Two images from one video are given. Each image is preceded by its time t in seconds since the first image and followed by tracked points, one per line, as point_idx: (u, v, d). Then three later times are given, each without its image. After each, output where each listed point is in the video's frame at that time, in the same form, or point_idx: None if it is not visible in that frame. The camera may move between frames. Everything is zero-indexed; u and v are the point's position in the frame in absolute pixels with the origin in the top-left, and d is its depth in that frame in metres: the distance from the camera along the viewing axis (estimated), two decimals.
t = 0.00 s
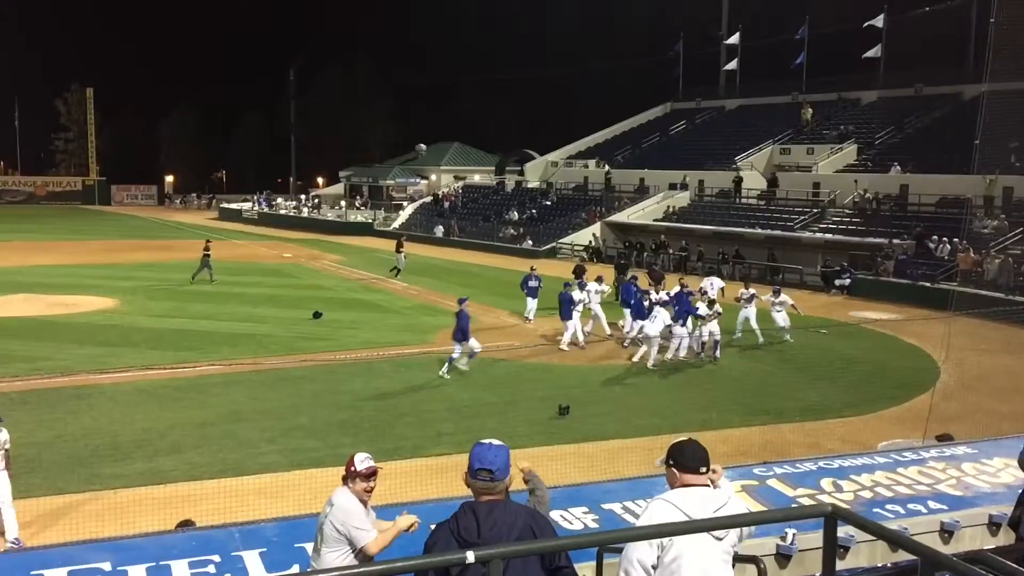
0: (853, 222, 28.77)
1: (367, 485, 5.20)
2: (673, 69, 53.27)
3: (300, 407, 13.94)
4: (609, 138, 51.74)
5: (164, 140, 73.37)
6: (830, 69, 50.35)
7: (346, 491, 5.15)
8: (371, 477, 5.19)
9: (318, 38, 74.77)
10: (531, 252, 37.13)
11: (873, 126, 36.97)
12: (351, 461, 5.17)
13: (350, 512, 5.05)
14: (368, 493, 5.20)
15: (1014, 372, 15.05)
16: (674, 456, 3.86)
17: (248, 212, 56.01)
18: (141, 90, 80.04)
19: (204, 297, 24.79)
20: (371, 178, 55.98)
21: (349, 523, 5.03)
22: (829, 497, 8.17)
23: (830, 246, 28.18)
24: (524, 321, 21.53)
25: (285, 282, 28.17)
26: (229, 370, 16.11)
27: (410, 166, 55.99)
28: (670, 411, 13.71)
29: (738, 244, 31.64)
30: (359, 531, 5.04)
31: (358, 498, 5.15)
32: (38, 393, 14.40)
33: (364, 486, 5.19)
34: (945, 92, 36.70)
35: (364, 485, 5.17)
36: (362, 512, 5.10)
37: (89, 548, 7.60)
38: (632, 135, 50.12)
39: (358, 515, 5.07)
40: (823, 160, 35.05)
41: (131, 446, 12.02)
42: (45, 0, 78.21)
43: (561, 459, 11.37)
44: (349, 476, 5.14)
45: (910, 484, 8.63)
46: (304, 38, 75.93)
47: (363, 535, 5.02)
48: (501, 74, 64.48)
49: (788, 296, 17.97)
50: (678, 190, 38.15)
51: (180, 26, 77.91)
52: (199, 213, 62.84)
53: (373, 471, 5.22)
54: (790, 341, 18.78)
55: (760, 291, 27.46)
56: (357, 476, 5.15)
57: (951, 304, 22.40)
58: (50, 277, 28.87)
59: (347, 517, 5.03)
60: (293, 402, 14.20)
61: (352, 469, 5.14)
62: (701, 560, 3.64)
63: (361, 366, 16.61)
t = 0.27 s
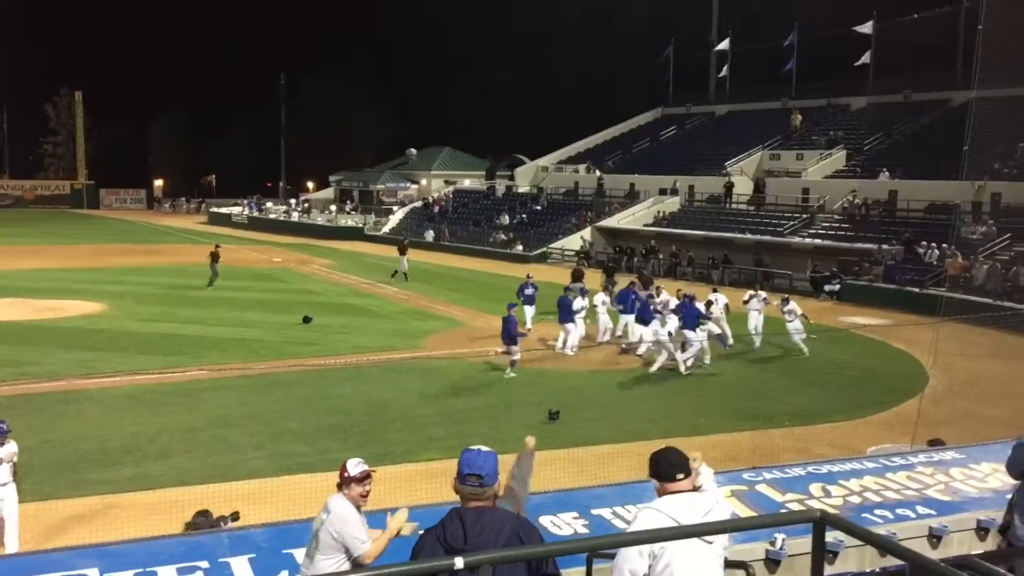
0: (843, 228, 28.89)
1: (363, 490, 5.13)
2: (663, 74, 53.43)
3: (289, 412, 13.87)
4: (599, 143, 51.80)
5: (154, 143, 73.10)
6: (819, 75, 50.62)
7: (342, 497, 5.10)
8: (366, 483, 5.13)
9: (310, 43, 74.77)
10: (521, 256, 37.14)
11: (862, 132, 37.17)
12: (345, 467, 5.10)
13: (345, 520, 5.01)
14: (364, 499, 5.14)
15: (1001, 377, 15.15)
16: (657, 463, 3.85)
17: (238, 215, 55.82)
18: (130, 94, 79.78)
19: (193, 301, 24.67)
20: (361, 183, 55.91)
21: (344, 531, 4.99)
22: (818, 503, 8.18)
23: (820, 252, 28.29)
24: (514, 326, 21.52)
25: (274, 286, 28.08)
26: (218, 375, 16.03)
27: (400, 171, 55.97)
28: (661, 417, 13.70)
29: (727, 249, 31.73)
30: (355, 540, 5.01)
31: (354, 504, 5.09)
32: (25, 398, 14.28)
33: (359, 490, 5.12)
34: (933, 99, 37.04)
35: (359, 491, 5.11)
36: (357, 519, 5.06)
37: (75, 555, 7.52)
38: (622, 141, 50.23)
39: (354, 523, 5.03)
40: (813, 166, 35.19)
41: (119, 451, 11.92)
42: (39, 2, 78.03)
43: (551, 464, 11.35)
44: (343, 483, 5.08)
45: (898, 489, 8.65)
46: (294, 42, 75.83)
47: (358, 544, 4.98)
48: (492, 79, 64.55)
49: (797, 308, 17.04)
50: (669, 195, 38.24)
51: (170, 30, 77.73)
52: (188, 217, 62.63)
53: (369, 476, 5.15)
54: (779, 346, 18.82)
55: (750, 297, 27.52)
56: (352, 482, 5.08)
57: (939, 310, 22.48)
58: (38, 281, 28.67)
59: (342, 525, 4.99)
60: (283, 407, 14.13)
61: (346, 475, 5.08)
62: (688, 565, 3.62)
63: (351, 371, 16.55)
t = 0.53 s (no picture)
0: (829, 234, 29.05)
1: (345, 492, 5.10)
2: (651, 80, 53.62)
3: (275, 417, 13.79)
4: (587, 148, 51.91)
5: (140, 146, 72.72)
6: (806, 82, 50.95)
7: (324, 501, 5.07)
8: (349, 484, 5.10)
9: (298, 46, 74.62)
10: (509, 261, 37.11)
11: (848, 138, 37.43)
12: (328, 471, 5.08)
13: (326, 522, 4.96)
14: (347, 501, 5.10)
15: (986, 383, 15.24)
16: (641, 469, 3.84)
17: (225, 219, 55.57)
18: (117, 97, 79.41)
19: (178, 305, 24.54)
20: (349, 187, 55.79)
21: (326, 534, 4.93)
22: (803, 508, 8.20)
23: (806, 257, 28.44)
24: (503, 330, 21.50)
25: (260, 290, 27.96)
26: (203, 379, 15.93)
27: (388, 175, 55.91)
28: (647, 421, 13.71)
29: (714, 254, 31.86)
30: (335, 542, 4.92)
31: (336, 507, 5.05)
32: (8, 402, 14.15)
33: (342, 493, 5.09)
34: (919, 106, 37.29)
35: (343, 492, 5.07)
36: (341, 523, 5.00)
37: (59, 560, 7.44)
38: (610, 146, 50.34)
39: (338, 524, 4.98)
40: (800, 172, 35.38)
41: (103, 456, 11.82)
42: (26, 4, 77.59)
43: (537, 469, 11.33)
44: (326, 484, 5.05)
45: (883, 494, 8.68)
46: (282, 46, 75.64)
47: (339, 546, 4.90)
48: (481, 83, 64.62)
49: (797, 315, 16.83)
50: (656, 201, 38.35)
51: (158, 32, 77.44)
52: (174, 220, 62.36)
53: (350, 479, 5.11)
54: (765, 352, 18.91)
55: (737, 302, 27.62)
56: (334, 486, 5.05)
57: (923, 315, 22.58)
58: (21, 284, 28.45)
59: (323, 527, 4.93)
60: (268, 411, 14.07)
61: (329, 476, 5.05)
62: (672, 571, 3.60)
63: (337, 375, 16.49)
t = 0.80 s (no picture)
0: (820, 235, 29.12)
1: (316, 492, 5.05)
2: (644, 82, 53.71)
3: (267, 418, 13.73)
4: (580, 149, 51.95)
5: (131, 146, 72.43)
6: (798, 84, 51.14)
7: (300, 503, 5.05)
8: (320, 483, 5.04)
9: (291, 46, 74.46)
10: (502, 262, 37.10)
11: (840, 140, 37.57)
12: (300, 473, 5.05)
13: (300, 523, 4.95)
14: (320, 501, 5.05)
15: (975, 385, 15.31)
16: (633, 469, 3.82)
17: (217, 219, 55.37)
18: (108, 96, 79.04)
19: (169, 305, 24.44)
20: (341, 188, 55.69)
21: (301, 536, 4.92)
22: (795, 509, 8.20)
23: (797, 259, 28.52)
24: (495, 331, 21.47)
25: (251, 291, 27.87)
26: (194, 380, 15.86)
27: (380, 175, 55.82)
28: (638, 423, 13.71)
29: (706, 255, 31.90)
30: (308, 541, 4.92)
31: (312, 507, 5.02)
32: None
33: (315, 491, 5.04)
34: (910, 108, 37.47)
35: (315, 492, 5.03)
36: (319, 523, 4.99)
37: (49, 560, 7.38)
38: (603, 148, 50.40)
39: (311, 524, 4.96)
40: (792, 173, 35.47)
41: (93, 457, 11.74)
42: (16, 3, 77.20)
43: (529, 470, 11.31)
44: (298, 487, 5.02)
45: (874, 495, 8.69)
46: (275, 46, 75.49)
47: (311, 546, 4.89)
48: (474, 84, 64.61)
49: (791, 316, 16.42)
50: (648, 202, 38.41)
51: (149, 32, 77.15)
52: (166, 220, 62.17)
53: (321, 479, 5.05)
54: (756, 353, 18.95)
55: (729, 303, 27.65)
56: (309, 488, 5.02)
57: (915, 316, 22.65)
58: (11, 284, 28.29)
59: (297, 529, 4.94)
60: (259, 412, 14.01)
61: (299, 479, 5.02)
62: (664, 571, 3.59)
63: (329, 376, 16.44)
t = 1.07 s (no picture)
0: (810, 234, 29.22)
1: (295, 491, 5.02)
2: (635, 82, 53.84)
3: (257, 417, 13.67)
4: (570, 149, 51.99)
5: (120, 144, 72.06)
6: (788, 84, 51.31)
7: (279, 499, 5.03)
8: (299, 482, 5.01)
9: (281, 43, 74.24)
10: (492, 261, 37.07)
11: (830, 140, 37.71)
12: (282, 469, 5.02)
13: (274, 520, 4.93)
14: (299, 500, 5.03)
15: (963, 384, 15.38)
16: (625, 468, 3.81)
17: (207, 218, 55.14)
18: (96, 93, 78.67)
19: (158, 304, 24.34)
20: (331, 186, 55.56)
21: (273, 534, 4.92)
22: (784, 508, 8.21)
23: (787, 258, 28.63)
24: (485, 331, 21.45)
25: (241, 289, 27.77)
26: (183, 378, 15.78)
27: (371, 174, 55.73)
28: (628, 422, 13.72)
29: (696, 255, 31.97)
30: (279, 538, 4.89)
31: (290, 505, 5.00)
32: None
33: (295, 489, 5.01)
34: (899, 109, 37.66)
35: (294, 491, 5.00)
36: (295, 521, 4.98)
37: (38, 560, 7.32)
38: (593, 147, 50.45)
39: (285, 520, 4.95)
40: (782, 173, 35.58)
41: (82, 456, 11.66)
42: None
43: (519, 468, 11.31)
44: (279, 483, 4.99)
45: (864, 494, 8.72)
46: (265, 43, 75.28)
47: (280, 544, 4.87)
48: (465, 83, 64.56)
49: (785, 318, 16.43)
50: (638, 202, 38.49)
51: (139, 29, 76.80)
52: (155, 219, 61.91)
53: (302, 477, 5.02)
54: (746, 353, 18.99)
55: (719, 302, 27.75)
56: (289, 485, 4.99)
57: (904, 316, 22.76)
58: None
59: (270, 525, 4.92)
60: (249, 410, 13.95)
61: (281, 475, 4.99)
62: (655, 570, 3.59)
63: (319, 375, 16.39)
